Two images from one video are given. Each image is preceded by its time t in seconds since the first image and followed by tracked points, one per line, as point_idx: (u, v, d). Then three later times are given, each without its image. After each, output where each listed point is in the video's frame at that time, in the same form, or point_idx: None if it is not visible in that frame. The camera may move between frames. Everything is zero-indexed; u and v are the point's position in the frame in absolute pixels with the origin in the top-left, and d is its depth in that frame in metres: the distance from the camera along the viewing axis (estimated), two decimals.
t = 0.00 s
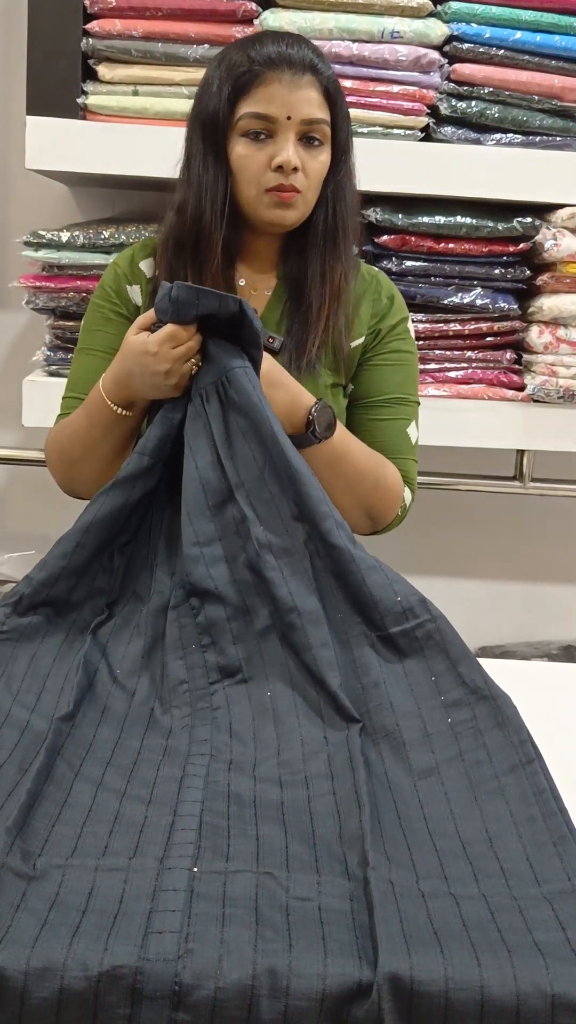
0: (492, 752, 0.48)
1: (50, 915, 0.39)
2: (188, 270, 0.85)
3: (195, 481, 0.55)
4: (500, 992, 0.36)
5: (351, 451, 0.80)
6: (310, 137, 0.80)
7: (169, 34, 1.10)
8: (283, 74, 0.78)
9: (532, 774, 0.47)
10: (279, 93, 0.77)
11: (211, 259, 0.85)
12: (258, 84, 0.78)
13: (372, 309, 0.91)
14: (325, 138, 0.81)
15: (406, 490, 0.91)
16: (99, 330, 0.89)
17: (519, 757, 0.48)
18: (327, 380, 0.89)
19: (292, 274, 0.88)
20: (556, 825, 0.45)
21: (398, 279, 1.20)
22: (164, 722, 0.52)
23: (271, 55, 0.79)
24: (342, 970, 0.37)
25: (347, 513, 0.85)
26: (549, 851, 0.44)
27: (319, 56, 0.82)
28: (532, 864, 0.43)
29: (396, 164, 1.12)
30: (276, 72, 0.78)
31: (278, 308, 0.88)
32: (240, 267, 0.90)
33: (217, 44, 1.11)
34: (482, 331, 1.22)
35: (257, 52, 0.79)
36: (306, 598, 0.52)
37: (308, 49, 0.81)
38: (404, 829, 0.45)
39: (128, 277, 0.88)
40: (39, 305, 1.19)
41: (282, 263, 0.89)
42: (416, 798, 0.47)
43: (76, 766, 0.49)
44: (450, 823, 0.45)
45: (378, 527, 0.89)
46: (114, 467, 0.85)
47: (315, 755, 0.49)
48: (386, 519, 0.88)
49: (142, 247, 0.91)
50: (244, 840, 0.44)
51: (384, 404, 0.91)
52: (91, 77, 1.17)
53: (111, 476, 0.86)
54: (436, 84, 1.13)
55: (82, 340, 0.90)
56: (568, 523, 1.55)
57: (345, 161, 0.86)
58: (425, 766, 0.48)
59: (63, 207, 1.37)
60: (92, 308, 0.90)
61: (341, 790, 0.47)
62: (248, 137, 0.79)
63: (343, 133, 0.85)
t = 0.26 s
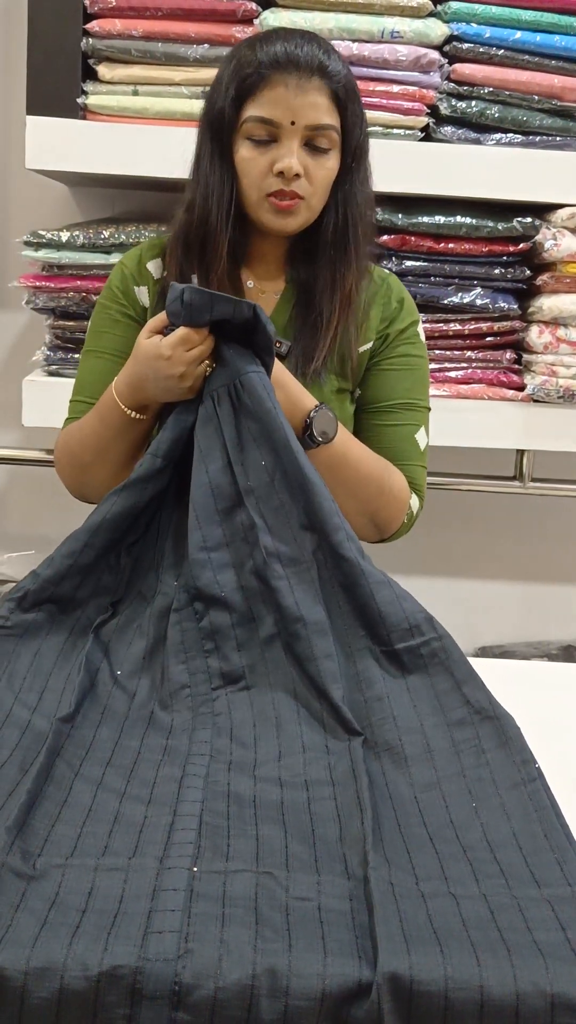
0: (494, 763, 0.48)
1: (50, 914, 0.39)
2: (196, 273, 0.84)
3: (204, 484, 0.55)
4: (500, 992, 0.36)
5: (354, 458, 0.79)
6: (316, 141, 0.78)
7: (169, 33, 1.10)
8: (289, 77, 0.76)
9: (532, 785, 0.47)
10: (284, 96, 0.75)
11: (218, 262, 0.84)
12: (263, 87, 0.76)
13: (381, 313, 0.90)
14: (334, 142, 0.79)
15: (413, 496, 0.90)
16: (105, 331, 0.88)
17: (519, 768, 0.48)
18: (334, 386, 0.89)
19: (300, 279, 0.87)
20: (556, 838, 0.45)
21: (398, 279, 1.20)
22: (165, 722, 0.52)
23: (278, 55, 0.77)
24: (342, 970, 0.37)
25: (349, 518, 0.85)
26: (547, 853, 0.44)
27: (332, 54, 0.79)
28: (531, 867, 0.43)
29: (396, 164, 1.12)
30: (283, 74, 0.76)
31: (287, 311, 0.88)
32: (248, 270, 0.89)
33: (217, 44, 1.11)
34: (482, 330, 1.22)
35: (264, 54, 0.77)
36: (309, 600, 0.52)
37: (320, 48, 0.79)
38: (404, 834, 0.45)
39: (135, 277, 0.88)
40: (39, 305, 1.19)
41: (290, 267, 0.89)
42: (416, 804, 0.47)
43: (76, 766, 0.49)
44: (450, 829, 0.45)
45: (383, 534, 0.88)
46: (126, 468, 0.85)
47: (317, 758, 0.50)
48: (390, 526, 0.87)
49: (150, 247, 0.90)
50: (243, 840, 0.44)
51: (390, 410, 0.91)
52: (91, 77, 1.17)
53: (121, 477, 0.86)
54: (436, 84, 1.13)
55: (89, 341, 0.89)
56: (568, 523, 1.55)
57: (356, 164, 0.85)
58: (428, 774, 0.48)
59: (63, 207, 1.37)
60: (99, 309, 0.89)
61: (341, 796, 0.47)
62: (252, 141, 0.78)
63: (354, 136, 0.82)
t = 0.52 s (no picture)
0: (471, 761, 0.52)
1: (48, 916, 0.39)
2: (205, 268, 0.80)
3: (207, 539, 0.55)
4: (499, 993, 0.36)
5: (354, 474, 0.75)
6: (328, 140, 0.75)
7: (168, 33, 1.10)
8: (303, 71, 0.73)
9: (515, 780, 0.50)
10: (297, 90, 0.73)
11: (228, 258, 0.80)
12: (278, 80, 0.74)
13: (393, 320, 0.83)
14: (346, 143, 0.76)
15: (418, 511, 0.84)
16: (112, 335, 0.80)
17: (502, 768, 0.51)
18: (342, 399, 0.82)
19: (312, 287, 0.82)
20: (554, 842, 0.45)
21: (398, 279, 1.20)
22: (164, 726, 0.54)
23: (296, 50, 0.74)
24: (342, 971, 0.37)
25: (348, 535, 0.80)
26: (546, 854, 0.44)
27: (353, 53, 0.76)
28: (532, 868, 0.43)
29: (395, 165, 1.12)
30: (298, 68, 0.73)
31: (299, 317, 0.82)
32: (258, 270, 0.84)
33: (217, 44, 1.11)
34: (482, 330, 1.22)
35: (282, 47, 0.75)
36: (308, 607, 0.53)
37: (341, 45, 0.75)
38: (405, 835, 0.46)
39: (147, 278, 0.81)
40: (39, 305, 1.19)
41: (303, 272, 0.83)
42: (416, 806, 0.48)
43: (76, 768, 0.49)
44: (451, 829, 0.46)
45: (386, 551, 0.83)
46: (140, 487, 0.81)
47: (315, 763, 0.51)
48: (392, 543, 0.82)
49: (161, 246, 0.84)
50: (243, 840, 0.44)
51: (399, 422, 0.83)
52: (91, 76, 1.17)
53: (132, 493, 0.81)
54: (436, 84, 1.13)
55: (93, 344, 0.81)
56: (568, 522, 1.55)
57: (373, 170, 0.80)
58: (422, 778, 0.50)
59: (63, 207, 1.37)
60: (106, 310, 0.81)
61: (341, 799, 0.48)
62: (262, 134, 0.76)
63: (371, 138, 0.78)
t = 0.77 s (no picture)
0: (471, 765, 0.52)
1: (47, 916, 0.39)
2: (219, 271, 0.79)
3: (215, 564, 0.55)
4: (499, 993, 0.36)
5: (363, 477, 0.74)
6: (339, 134, 0.75)
7: (168, 33, 1.10)
8: (314, 67, 0.73)
9: (515, 781, 0.50)
10: (308, 84, 0.73)
11: (242, 259, 0.80)
12: (288, 77, 0.74)
13: (404, 327, 0.82)
14: (358, 136, 0.76)
15: (421, 520, 0.83)
16: (120, 333, 0.80)
17: (502, 771, 0.51)
18: (352, 404, 0.81)
19: (326, 289, 0.81)
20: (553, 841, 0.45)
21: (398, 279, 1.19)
22: (163, 726, 0.54)
23: (306, 46, 0.74)
24: (341, 970, 0.37)
25: (351, 539, 0.80)
26: (546, 854, 0.44)
27: (363, 48, 0.76)
28: (531, 868, 0.43)
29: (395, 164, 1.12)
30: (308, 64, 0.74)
31: (310, 321, 0.81)
32: (269, 272, 0.84)
33: (216, 43, 1.11)
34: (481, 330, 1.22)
35: (292, 45, 0.75)
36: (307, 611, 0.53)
37: (351, 41, 0.75)
38: (404, 836, 0.46)
39: (157, 275, 0.81)
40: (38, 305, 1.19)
41: (316, 273, 0.83)
42: (416, 806, 0.48)
43: (75, 768, 0.49)
44: (451, 830, 0.46)
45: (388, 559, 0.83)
46: (147, 489, 0.80)
47: (315, 762, 0.51)
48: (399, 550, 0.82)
49: (172, 245, 0.83)
50: (242, 840, 0.44)
51: (407, 430, 0.82)
52: (90, 76, 1.17)
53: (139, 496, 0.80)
54: (436, 84, 1.13)
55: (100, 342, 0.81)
56: (568, 522, 1.55)
57: (386, 164, 0.80)
58: (422, 779, 0.51)
59: (62, 206, 1.37)
60: (113, 307, 0.81)
61: (341, 798, 0.48)
62: (273, 130, 0.76)
63: (382, 132, 0.78)
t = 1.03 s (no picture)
0: (471, 764, 0.52)
1: (46, 916, 0.39)
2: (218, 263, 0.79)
3: (222, 549, 0.55)
4: (499, 993, 0.36)
5: (377, 470, 0.74)
6: (341, 129, 0.75)
7: (168, 32, 1.10)
8: (319, 60, 0.73)
9: (515, 780, 0.50)
10: (312, 77, 0.73)
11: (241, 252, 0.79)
12: (292, 71, 0.74)
13: (406, 321, 0.82)
14: (359, 131, 0.76)
15: (431, 513, 0.83)
16: (121, 335, 0.80)
17: (502, 770, 0.51)
18: (356, 398, 0.81)
19: (326, 283, 0.81)
20: (553, 840, 0.45)
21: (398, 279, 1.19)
22: (162, 726, 0.54)
23: (311, 41, 0.74)
24: (340, 970, 0.37)
25: (361, 533, 0.80)
26: (546, 853, 0.44)
27: (367, 47, 0.76)
28: (531, 867, 0.43)
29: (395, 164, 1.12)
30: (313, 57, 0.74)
31: (311, 315, 0.81)
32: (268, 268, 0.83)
33: (216, 43, 1.10)
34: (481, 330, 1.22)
35: (296, 39, 0.75)
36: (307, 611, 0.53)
37: (355, 38, 0.76)
38: (404, 836, 0.46)
39: (155, 276, 0.81)
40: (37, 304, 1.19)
41: (315, 268, 0.82)
42: (416, 806, 0.48)
43: (74, 768, 0.49)
44: (451, 830, 0.46)
45: (397, 553, 0.83)
46: (152, 489, 0.80)
47: (315, 762, 0.51)
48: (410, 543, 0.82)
49: (170, 246, 0.83)
50: (241, 840, 0.44)
51: (412, 424, 0.82)
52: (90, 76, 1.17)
53: (145, 497, 0.80)
54: (436, 83, 1.13)
55: (101, 345, 0.81)
56: (568, 522, 1.55)
57: (386, 163, 0.80)
58: (422, 778, 0.51)
59: (62, 206, 1.37)
60: (113, 310, 0.81)
61: (340, 798, 0.48)
62: (275, 123, 0.75)
63: (382, 129, 0.78)
